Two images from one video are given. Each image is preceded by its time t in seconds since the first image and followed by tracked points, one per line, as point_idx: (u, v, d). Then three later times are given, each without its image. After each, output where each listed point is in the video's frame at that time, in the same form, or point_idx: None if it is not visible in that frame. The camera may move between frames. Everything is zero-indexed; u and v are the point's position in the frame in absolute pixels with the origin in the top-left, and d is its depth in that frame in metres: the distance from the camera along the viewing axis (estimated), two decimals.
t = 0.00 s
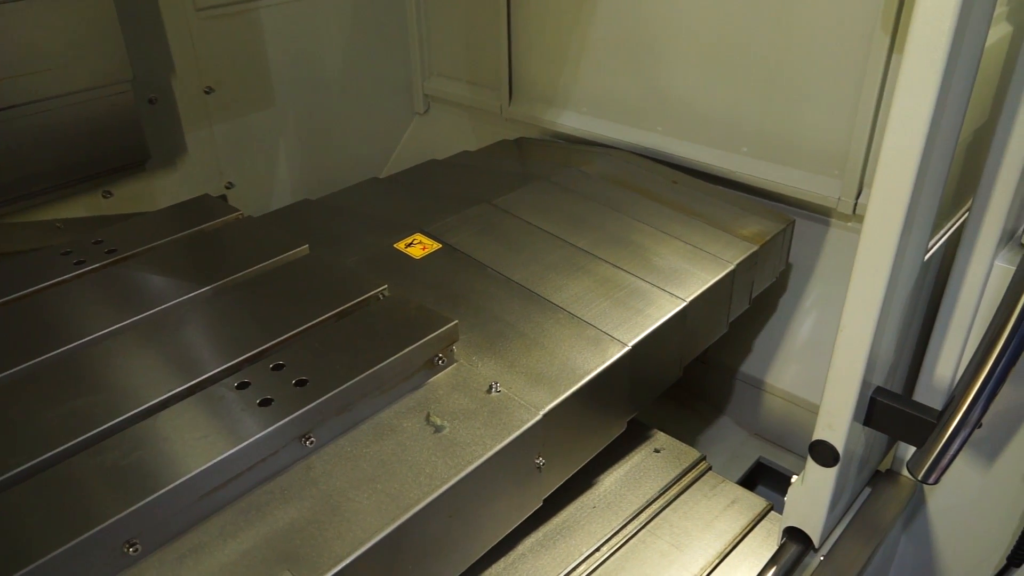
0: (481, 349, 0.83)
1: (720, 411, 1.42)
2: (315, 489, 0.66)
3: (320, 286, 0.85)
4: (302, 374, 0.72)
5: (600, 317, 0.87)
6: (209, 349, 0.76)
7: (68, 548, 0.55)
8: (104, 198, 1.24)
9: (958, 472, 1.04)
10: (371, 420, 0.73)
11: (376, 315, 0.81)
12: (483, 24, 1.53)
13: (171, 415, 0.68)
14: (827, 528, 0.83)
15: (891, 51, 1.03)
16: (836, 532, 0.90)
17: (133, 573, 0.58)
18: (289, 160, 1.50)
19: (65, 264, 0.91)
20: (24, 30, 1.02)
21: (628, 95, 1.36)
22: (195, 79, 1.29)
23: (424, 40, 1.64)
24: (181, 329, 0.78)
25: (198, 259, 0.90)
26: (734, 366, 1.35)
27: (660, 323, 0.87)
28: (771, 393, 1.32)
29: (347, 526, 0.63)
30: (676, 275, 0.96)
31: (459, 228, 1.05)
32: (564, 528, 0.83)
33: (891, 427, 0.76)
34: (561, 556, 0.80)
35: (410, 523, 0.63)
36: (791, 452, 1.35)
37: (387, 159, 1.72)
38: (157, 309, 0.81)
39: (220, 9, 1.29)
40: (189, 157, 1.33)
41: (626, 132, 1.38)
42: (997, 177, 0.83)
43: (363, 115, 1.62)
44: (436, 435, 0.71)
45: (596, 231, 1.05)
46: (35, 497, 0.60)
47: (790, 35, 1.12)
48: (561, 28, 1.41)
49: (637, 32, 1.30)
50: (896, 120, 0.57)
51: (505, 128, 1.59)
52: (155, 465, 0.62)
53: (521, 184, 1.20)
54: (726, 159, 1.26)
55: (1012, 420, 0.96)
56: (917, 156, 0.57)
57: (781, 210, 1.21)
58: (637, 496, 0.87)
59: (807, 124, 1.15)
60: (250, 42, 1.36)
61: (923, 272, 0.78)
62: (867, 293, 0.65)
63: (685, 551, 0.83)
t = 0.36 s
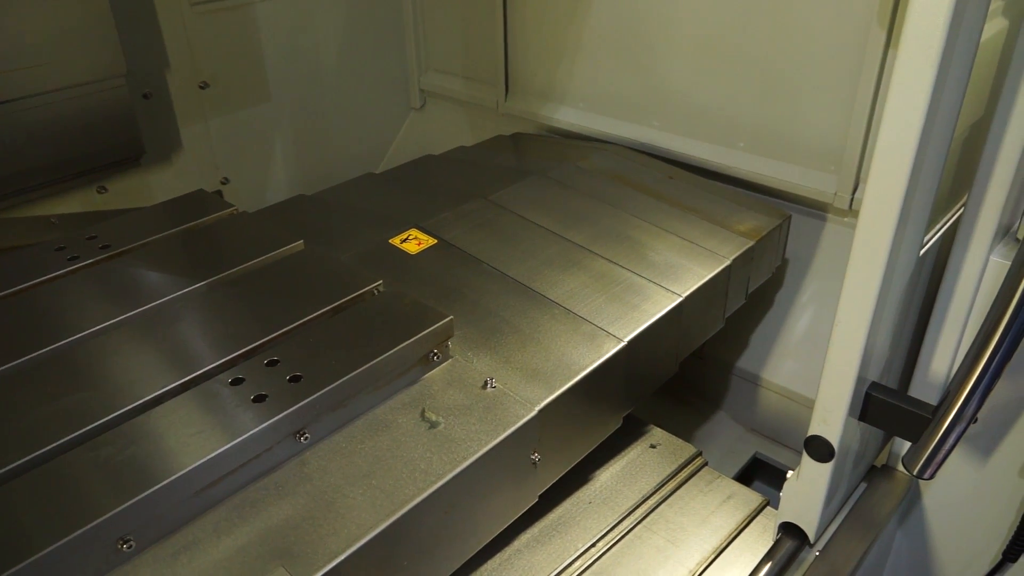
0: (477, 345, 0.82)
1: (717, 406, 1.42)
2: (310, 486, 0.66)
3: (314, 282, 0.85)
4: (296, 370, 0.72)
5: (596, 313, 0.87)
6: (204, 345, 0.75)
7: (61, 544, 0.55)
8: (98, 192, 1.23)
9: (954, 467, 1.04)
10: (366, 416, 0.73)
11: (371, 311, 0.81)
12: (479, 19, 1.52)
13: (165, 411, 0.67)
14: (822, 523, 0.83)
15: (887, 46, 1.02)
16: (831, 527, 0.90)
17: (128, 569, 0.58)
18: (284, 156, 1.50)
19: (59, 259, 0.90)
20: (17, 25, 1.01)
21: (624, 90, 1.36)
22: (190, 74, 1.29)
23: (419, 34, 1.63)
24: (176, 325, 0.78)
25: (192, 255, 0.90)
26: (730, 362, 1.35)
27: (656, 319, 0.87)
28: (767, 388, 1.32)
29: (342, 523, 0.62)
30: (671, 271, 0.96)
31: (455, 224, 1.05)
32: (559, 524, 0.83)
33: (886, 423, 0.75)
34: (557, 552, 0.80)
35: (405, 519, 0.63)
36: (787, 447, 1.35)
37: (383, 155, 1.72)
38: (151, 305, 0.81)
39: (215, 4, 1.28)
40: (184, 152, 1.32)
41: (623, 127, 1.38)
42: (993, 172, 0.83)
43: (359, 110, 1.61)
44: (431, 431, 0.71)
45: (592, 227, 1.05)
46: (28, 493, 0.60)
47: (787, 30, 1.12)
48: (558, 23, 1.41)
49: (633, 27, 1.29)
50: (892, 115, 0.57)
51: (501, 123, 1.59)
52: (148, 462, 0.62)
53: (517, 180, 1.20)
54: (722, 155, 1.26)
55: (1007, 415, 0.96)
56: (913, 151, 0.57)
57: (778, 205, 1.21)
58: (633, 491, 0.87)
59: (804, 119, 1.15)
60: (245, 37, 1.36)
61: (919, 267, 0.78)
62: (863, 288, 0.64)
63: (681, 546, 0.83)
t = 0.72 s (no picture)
0: (475, 345, 0.82)
1: (715, 406, 1.42)
2: (307, 486, 0.66)
3: (312, 282, 0.85)
4: (293, 370, 0.72)
5: (594, 313, 0.87)
6: (201, 345, 0.75)
7: (57, 545, 0.55)
8: (96, 192, 1.23)
9: (952, 467, 1.04)
10: (363, 416, 0.73)
11: (369, 311, 0.81)
12: (477, 19, 1.52)
13: (163, 411, 0.67)
14: (820, 524, 0.83)
15: (885, 46, 1.02)
16: (829, 527, 0.90)
17: (125, 569, 0.58)
18: (283, 156, 1.50)
19: (56, 259, 0.90)
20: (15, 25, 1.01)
21: (623, 91, 1.36)
22: (188, 74, 1.29)
23: (418, 34, 1.63)
24: (174, 324, 0.78)
25: (190, 255, 0.90)
26: (729, 362, 1.35)
27: (654, 319, 0.87)
28: (765, 388, 1.32)
29: (338, 523, 0.62)
30: (670, 271, 0.96)
31: (453, 223, 1.05)
32: (557, 524, 0.83)
33: (884, 423, 0.75)
34: (555, 552, 0.79)
35: (401, 520, 0.63)
36: (786, 447, 1.35)
37: (381, 155, 1.72)
38: (149, 305, 0.81)
39: (214, 4, 1.28)
40: (182, 152, 1.32)
41: (621, 128, 1.38)
42: (991, 173, 0.83)
43: (358, 110, 1.61)
44: (428, 431, 0.71)
45: (591, 227, 1.05)
46: (24, 493, 0.59)
47: (785, 30, 1.12)
48: (556, 23, 1.41)
49: (632, 27, 1.29)
50: (890, 115, 0.56)
51: (499, 123, 1.59)
52: (145, 462, 0.62)
53: (515, 180, 1.20)
54: (721, 155, 1.26)
55: (1005, 415, 0.96)
56: (910, 151, 0.57)
57: (776, 206, 1.21)
58: (631, 491, 0.87)
59: (802, 119, 1.15)
60: (244, 37, 1.35)
61: (917, 267, 0.78)
62: (860, 288, 0.64)
63: (679, 547, 0.83)
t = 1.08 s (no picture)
0: (474, 343, 0.82)
1: (716, 403, 1.42)
2: (306, 485, 0.65)
3: (311, 280, 0.85)
4: (292, 368, 0.72)
5: (594, 310, 0.87)
6: (201, 343, 0.75)
7: (55, 544, 0.55)
8: (95, 191, 1.23)
9: (953, 464, 1.04)
10: (363, 414, 0.73)
11: (369, 309, 0.80)
12: (476, 16, 1.52)
13: (162, 410, 0.67)
14: (821, 522, 0.83)
15: (886, 42, 1.02)
16: (830, 524, 0.90)
17: (124, 568, 0.58)
18: (282, 154, 1.49)
19: (55, 258, 0.90)
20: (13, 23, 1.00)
21: (623, 87, 1.36)
22: (187, 72, 1.28)
23: (417, 31, 1.63)
24: (173, 322, 0.78)
25: (189, 254, 0.90)
26: (730, 359, 1.35)
27: (654, 316, 0.87)
28: (766, 385, 1.31)
29: (338, 522, 0.62)
30: (670, 268, 0.96)
31: (453, 221, 1.05)
32: (557, 521, 0.82)
33: (885, 420, 0.75)
34: (556, 550, 0.79)
35: (401, 518, 0.63)
36: (787, 444, 1.35)
37: (381, 152, 1.72)
38: (148, 303, 0.81)
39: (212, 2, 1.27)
40: (181, 150, 1.32)
41: (621, 124, 1.37)
42: (992, 168, 0.82)
43: (357, 108, 1.61)
44: (428, 429, 0.71)
45: (591, 224, 1.05)
46: (23, 492, 0.59)
47: (786, 25, 1.11)
48: (556, 19, 1.40)
49: (632, 23, 1.29)
50: (890, 111, 0.56)
51: (499, 120, 1.58)
52: (144, 460, 0.62)
53: (515, 177, 1.19)
54: (721, 151, 1.25)
55: (1007, 412, 0.96)
56: (911, 147, 0.57)
57: (776, 202, 1.20)
58: (631, 489, 0.87)
59: (802, 115, 1.15)
60: (242, 34, 1.35)
61: (918, 263, 0.78)
62: (861, 285, 0.64)
63: (680, 545, 0.83)
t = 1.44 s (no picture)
0: (475, 344, 0.82)
1: (717, 405, 1.42)
2: (306, 485, 0.65)
3: (311, 280, 0.85)
4: (293, 369, 0.72)
5: (594, 311, 0.87)
6: (201, 343, 0.75)
7: (56, 544, 0.55)
8: (97, 192, 1.24)
9: (954, 466, 1.04)
10: (363, 416, 0.73)
11: (369, 310, 0.80)
12: (477, 17, 1.52)
13: (162, 410, 0.67)
14: (822, 523, 0.83)
15: (887, 43, 1.02)
16: (831, 526, 0.90)
17: (124, 568, 0.58)
18: (283, 155, 1.50)
19: (56, 259, 0.90)
20: (16, 24, 1.00)
21: (624, 89, 1.36)
22: (188, 73, 1.28)
23: (418, 33, 1.63)
24: (174, 323, 0.78)
25: (190, 254, 0.90)
26: (730, 361, 1.35)
27: (655, 318, 0.87)
28: (767, 386, 1.31)
29: (338, 522, 0.62)
30: (670, 269, 0.96)
31: (453, 222, 1.05)
32: (557, 523, 0.82)
33: (885, 421, 0.75)
34: (556, 551, 0.79)
35: (402, 518, 0.63)
36: (787, 446, 1.35)
37: (382, 153, 1.72)
38: (149, 304, 0.81)
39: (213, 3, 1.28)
40: (183, 151, 1.32)
41: (622, 126, 1.37)
42: (993, 170, 0.82)
43: (358, 109, 1.61)
44: (428, 430, 0.71)
45: (591, 225, 1.05)
46: (24, 491, 0.59)
47: (786, 27, 1.11)
48: (557, 20, 1.40)
49: (633, 25, 1.29)
50: (891, 111, 0.56)
51: (500, 122, 1.58)
52: (145, 461, 0.62)
53: (515, 178, 1.20)
54: (721, 153, 1.25)
55: (1007, 414, 0.96)
56: (912, 149, 0.57)
57: (777, 204, 1.20)
58: (632, 491, 0.87)
59: (803, 117, 1.15)
60: (244, 35, 1.35)
61: (918, 265, 0.78)
62: (861, 287, 0.64)
63: (680, 546, 0.83)
